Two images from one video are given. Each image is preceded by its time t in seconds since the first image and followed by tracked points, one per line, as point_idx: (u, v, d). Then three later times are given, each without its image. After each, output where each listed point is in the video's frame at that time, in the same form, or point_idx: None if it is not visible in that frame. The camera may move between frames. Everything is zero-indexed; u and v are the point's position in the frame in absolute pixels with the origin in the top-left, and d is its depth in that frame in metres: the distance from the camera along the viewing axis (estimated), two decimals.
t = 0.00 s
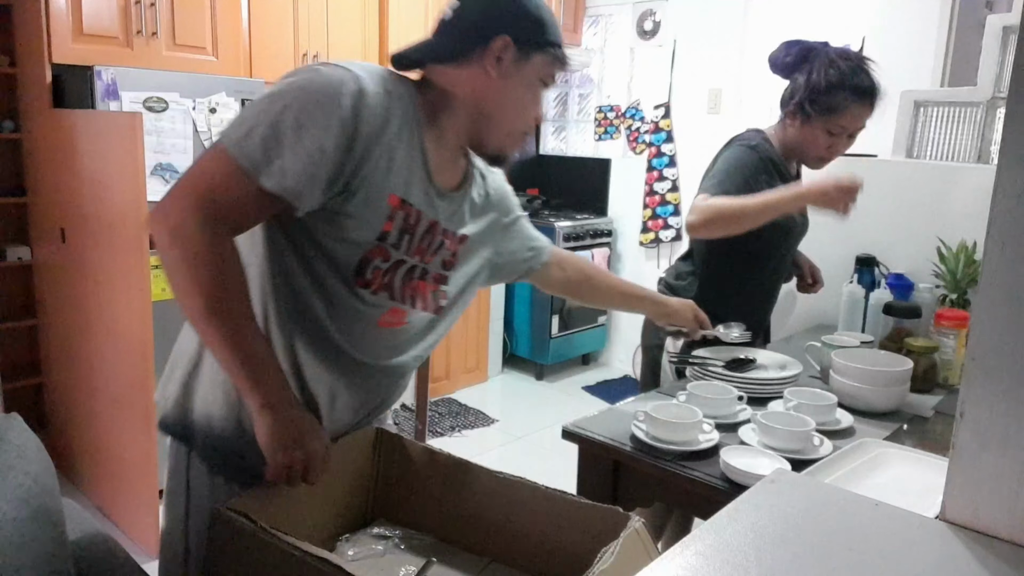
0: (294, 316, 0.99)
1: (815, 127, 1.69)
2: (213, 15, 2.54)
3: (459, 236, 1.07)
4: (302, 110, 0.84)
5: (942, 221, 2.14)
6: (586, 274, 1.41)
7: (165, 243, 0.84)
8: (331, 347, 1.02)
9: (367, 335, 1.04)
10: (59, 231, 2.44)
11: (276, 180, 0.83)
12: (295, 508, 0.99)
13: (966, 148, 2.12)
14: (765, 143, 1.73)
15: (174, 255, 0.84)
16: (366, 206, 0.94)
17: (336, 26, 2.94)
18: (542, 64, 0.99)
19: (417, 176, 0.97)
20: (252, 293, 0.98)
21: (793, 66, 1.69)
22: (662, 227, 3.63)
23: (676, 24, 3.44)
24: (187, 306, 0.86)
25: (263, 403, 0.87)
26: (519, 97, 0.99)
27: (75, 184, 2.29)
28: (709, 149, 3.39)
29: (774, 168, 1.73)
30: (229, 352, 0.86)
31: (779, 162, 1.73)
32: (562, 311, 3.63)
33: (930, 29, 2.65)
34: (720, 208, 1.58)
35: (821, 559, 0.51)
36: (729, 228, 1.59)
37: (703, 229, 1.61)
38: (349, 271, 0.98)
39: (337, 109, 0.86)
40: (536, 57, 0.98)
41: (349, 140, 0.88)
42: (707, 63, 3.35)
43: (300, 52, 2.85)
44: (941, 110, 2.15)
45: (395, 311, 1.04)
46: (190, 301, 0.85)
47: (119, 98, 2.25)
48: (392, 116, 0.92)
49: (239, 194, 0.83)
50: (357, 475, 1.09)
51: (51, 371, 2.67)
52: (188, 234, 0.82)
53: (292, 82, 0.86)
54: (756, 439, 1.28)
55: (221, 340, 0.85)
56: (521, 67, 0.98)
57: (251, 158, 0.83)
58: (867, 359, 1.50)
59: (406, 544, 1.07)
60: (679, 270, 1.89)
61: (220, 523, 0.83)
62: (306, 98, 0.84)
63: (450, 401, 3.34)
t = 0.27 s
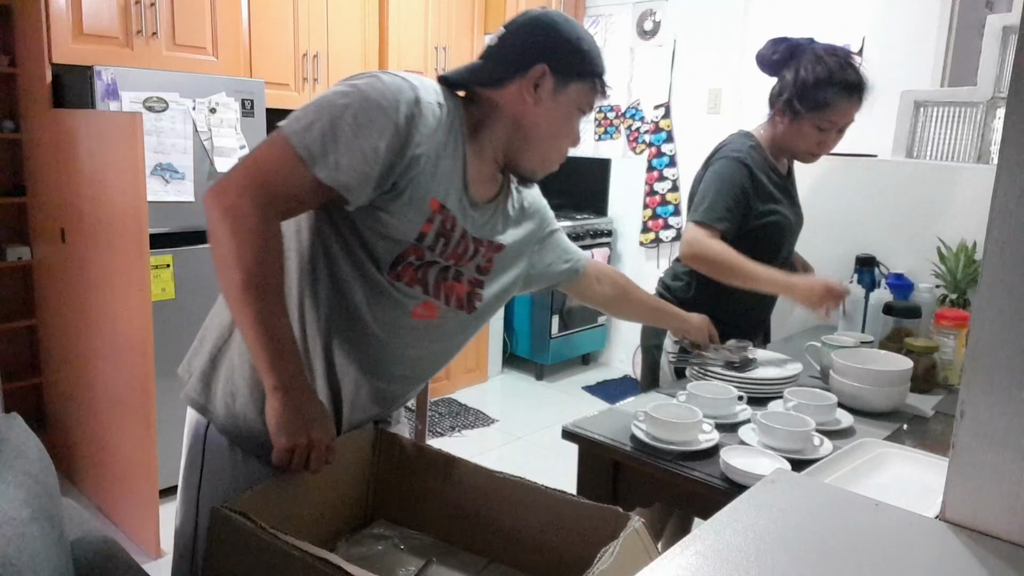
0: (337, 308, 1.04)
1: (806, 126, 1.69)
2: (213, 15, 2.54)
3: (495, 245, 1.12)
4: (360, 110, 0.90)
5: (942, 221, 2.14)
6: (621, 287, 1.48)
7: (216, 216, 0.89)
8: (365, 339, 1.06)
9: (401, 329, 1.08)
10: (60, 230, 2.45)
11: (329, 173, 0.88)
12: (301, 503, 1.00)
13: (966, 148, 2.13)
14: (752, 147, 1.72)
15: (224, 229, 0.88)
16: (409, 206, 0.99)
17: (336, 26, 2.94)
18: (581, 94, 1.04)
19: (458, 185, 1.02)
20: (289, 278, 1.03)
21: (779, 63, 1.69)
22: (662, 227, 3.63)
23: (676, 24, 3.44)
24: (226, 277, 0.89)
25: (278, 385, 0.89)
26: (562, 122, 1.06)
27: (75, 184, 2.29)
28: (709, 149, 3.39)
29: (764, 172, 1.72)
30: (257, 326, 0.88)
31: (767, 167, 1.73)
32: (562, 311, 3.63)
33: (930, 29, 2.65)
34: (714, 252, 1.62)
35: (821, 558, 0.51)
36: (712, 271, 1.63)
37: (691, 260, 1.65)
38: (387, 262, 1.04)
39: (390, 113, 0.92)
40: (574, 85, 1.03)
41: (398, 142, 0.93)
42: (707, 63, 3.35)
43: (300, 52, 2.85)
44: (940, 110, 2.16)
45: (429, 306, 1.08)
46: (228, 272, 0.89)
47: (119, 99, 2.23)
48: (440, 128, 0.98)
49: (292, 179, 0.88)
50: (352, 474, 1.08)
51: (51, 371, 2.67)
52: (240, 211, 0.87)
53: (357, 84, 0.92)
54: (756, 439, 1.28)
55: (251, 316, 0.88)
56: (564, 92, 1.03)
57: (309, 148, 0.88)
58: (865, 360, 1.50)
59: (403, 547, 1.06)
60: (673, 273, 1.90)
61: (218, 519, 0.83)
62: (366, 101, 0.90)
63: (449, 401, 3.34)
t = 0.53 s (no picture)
0: (350, 304, 1.05)
1: (783, 116, 1.69)
2: (213, 15, 2.54)
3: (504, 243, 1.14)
4: (384, 108, 0.90)
5: (942, 221, 2.14)
6: (627, 289, 1.47)
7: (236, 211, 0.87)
8: (376, 333, 1.07)
9: (412, 324, 1.09)
10: (59, 230, 2.44)
11: (354, 172, 0.88)
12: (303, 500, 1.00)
13: (966, 148, 2.13)
14: (739, 147, 1.71)
15: (245, 228, 0.86)
16: (424, 202, 1.00)
17: (335, 26, 2.94)
18: (576, 97, 1.02)
19: (470, 183, 1.03)
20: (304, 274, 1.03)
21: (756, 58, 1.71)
22: (662, 227, 3.63)
23: (676, 24, 3.44)
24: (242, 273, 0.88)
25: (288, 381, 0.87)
26: (559, 127, 1.04)
27: (75, 184, 2.29)
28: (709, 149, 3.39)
29: (751, 172, 1.71)
30: (273, 326, 0.87)
31: (753, 167, 1.72)
32: (562, 311, 3.63)
33: (929, 29, 2.65)
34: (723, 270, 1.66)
35: (821, 558, 0.51)
36: (721, 289, 1.68)
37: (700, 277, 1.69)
38: (400, 258, 1.04)
39: (410, 112, 0.92)
40: (568, 89, 1.02)
41: (418, 141, 0.94)
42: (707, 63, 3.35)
43: (300, 51, 2.85)
44: (940, 110, 2.17)
45: (440, 302, 1.09)
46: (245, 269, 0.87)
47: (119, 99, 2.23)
48: (453, 127, 0.99)
49: (317, 178, 0.88)
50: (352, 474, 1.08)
51: (51, 371, 2.67)
52: (263, 210, 0.86)
53: (376, 82, 0.92)
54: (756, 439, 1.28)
55: (267, 315, 0.87)
56: (556, 94, 1.02)
57: (333, 148, 0.88)
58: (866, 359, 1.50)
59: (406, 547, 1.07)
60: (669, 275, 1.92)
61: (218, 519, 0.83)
62: (386, 99, 0.91)
63: (450, 401, 3.34)
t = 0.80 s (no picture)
0: (339, 305, 1.04)
1: (751, 101, 1.73)
2: (213, 15, 2.54)
3: (492, 236, 1.12)
4: (355, 122, 0.89)
5: (942, 221, 2.14)
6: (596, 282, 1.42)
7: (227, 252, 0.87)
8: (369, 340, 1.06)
9: (404, 326, 1.08)
10: (60, 230, 2.44)
11: (333, 193, 0.88)
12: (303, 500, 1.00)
13: (966, 148, 2.13)
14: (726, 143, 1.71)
15: (239, 269, 0.86)
16: (406, 208, 0.99)
17: (335, 26, 2.94)
18: (509, 78, 0.94)
19: (452, 179, 1.01)
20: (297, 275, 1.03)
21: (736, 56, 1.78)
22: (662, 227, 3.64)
23: (676, 24, 3.44)
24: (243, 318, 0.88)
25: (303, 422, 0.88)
26: (496, 112, 0.96)
27: (75, 184, 2.29)
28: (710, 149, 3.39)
29: (738, 168, 1.70)
30: (270, 353, 0.87)
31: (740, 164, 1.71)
32: (562, 311, 3.63)
33: (929, 29, 2.65)
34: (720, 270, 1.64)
35: (821, 557, 0.51)
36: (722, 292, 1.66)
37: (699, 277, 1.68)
38: (385, 264, 1.04)
39: (381, 121, 0.91)
40: (503, 69, 0.94)
41: (393, 148, 0.93)
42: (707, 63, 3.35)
43: (300, 51, 2.85)
44: (940, 110, 2.18)
45: (429, 302, 1.08)
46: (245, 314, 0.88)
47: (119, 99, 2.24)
48: (428, 124, 0.97)
49: (299, 206, 0.87)
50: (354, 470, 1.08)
51: (51, 371, 2.67)
52: (250, 248, 0.86)
53: (344, 93, 0.91)
54: (756, 439, 1.28)
55: (271, 352, 0.87)
56: (493, 73, 0.95)
57: (310, 171, 0.87)
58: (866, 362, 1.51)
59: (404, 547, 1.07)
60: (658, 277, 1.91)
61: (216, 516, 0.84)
62: (355, 112, 0.89)
63: (449, 401, 3.34)
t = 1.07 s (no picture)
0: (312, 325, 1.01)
1: (719, 96, 1.75)
2: (213, 15, 2.54)
3: (466, 230, 1.07)
4: (311, 167, 0.85)
5: (941, 221, 2.14)
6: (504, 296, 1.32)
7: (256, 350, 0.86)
8: (342, 353, 1.05)
9: (381, 332, 1.07)
10: (59, 230, 2.44)
11: (307, 245, 0.84)
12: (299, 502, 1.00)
13: (966, 148, 2.13)
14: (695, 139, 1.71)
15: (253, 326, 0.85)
16: (374, 230, 0.95)
17: (335, 25, 2.94)
18: (441, 64, 0.84)
19: (415, 184, 0.96)
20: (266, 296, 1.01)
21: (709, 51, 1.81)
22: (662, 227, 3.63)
23: (676, 24, 3.44)
24: (272, 413, 0.86)
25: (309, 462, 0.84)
26: (433, 102, 0.87)
27: (75, 185, 2.29)
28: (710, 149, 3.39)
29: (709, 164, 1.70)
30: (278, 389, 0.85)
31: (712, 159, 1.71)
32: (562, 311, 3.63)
33: (929, 29, 2.65)
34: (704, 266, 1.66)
35: (820, 558, 0.51)
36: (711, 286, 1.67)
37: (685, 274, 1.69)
38: (358, 283, 1.01)
39: (336, 155, 0.86)
40: (434, 53, 0.84)
41: (353, 175, 0.88)
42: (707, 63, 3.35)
43: (300, 51, 2.85)
44: (940, 110, 2.18)
45: (406, 305, 1.07)
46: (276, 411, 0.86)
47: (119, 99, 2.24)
48: (376, 131, 0.91)
49: (291, 278, 0.84)
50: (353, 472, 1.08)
51: (51, 371, 2.67)
52: (270, 338, 0.84)
53: (287, 129, 0.86)
54: (756, 439, 1.28)
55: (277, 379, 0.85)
56: (426, 58, 0.85)
57: (280, 233, 0.83)
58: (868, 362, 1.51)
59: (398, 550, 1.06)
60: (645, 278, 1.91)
61: (217, 518, 0.84)
62: (305, 152, 0.85)
63: (449, 401, 3.34)
